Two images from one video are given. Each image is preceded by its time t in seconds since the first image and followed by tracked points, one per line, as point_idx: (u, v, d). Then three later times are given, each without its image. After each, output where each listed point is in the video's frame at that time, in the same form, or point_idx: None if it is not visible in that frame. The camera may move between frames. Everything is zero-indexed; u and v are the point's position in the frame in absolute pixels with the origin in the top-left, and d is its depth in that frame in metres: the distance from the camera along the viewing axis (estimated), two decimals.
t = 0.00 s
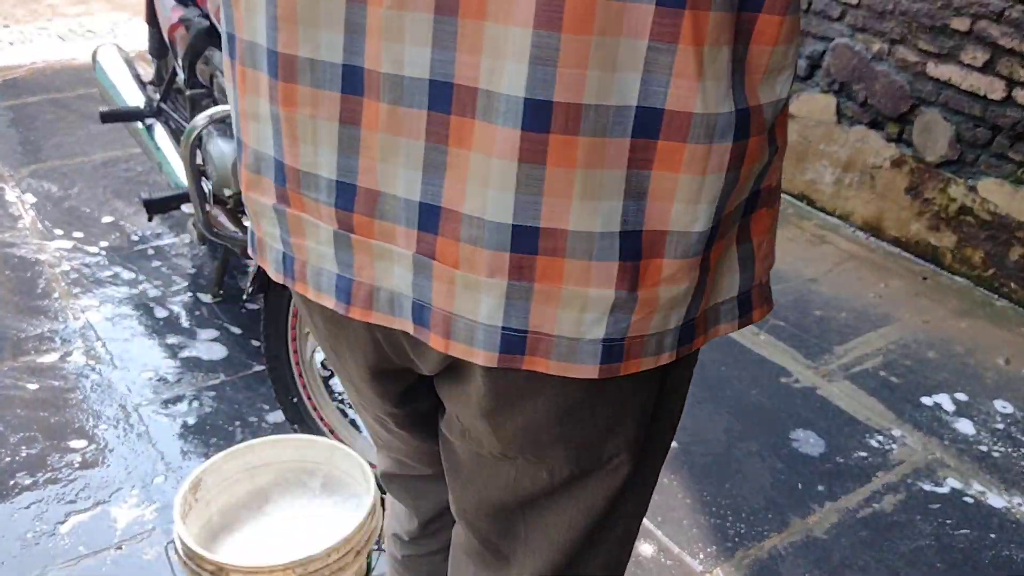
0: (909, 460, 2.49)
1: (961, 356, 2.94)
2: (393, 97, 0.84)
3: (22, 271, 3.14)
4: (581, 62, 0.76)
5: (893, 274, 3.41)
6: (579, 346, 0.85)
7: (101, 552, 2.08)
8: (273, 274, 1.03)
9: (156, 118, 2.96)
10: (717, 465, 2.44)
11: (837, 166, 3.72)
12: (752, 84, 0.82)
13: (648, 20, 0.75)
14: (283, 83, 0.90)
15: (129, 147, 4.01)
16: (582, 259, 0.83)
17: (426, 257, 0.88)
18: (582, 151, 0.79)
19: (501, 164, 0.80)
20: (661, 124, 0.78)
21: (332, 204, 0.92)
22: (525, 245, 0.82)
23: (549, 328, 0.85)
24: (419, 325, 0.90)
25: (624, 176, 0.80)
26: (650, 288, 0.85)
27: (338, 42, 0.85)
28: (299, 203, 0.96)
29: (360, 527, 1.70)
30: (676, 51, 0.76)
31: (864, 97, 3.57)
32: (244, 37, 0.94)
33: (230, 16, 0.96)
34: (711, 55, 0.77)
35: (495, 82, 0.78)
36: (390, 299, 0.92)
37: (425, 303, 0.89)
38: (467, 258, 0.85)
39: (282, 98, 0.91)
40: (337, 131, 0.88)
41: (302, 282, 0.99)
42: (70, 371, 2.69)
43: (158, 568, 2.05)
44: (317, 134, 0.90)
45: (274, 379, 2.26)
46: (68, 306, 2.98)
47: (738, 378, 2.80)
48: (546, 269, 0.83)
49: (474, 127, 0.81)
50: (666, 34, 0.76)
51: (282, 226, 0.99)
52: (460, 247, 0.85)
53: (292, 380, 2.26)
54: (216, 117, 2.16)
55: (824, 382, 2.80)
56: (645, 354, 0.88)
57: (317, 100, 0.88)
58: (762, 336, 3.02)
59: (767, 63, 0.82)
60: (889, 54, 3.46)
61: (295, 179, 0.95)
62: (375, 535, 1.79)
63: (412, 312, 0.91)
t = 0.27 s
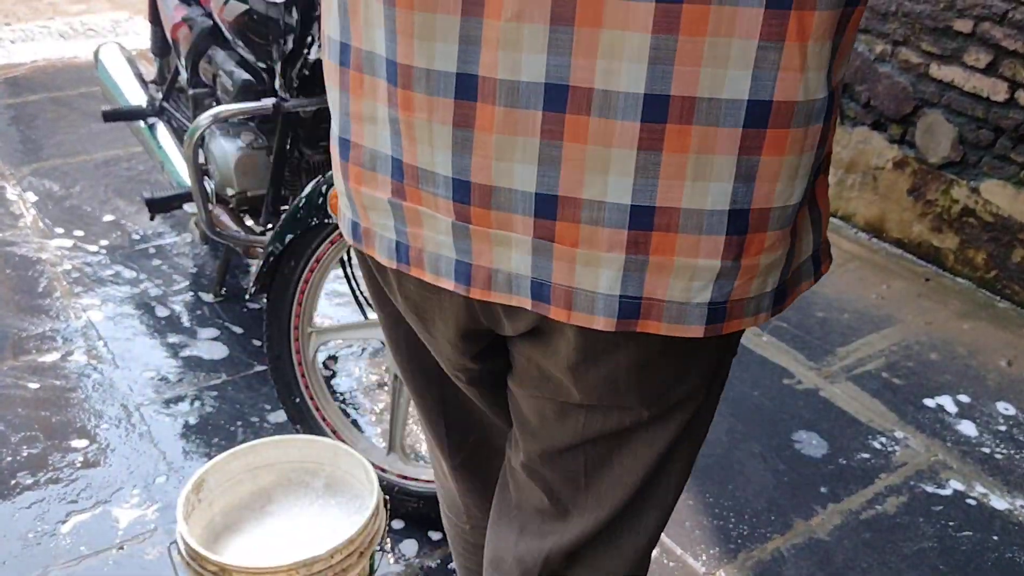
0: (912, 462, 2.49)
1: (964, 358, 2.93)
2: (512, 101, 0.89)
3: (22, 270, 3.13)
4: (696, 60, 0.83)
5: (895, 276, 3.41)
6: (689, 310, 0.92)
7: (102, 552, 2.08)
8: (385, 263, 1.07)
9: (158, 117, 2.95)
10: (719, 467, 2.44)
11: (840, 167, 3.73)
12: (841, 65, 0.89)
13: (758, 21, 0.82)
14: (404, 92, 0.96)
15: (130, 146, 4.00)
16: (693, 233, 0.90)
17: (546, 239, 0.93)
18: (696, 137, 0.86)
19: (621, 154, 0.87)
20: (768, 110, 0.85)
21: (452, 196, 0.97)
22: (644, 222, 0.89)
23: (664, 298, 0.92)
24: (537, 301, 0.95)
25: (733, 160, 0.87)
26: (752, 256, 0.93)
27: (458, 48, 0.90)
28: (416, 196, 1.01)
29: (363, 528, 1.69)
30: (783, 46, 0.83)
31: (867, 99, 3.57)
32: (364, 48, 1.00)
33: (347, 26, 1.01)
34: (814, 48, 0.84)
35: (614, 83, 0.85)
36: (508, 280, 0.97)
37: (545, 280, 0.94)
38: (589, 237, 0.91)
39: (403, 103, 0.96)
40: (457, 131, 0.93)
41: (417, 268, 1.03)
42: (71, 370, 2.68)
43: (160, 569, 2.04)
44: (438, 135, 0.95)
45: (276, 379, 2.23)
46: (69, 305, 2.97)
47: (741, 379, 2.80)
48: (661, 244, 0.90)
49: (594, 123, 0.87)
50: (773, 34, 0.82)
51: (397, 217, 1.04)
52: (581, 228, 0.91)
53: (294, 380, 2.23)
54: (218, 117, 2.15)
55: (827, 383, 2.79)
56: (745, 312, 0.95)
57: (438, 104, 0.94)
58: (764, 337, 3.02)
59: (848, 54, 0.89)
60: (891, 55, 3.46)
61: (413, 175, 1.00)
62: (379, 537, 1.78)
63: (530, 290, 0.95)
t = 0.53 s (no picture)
0: (913, 463, 2.49)
1: (965, 359, 2.93)
2: (527, 55, 1.01)
3: (22, 269, 3.13)
4: (687, 34, 0.93)
5: (896, 276, 3.40)
6: (666, 239, 1.02)
7: (102, 552, 2.07)
8: (384, 193, 1.17)
9: (159, 116, 2.95)
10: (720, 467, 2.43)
11: (841, 167, 3.73)
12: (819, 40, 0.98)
13: (742, 4, 0.92)
14: (422, 43, 1.05)
15: (131, 145, 3.99)
16: (675, 177, 1.01)
17: (548, 174, 1.05)
18: (684, 98, 0.97)
19: (618, 108, 0.99)
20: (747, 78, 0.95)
21: (462, 137, 1.08)
22: (633, 165, 1.01)
23: (647, 226, 1.02)
24: (537, 223, 1.07)
25: (713, 118, 0.97)
26: (724, 200, 1.02)
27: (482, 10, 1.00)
28: (425, 135, 1.11)
29: (364, 527, 1.69)
30: (762, 26, 0.93)
31: (868, 99, 3.57)
32: None
33: None
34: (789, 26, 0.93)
35: (617, 48, 0.96)
36: (509, 206, 1.09)
37: (546, 207, 1.06)
38: (586, 172, 1.03)
39: (421, 52, 1.05)
40: (474, 82, 1.04)
41: (417, 199, 1.14)
42: (71, 369, 2.68)
43: (160, 568, 2.04)
44: (454, 83, 1.05)
45: (277, 379, 2.24)
46: (70, 304, 2.96)
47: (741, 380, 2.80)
48: (647, 183, 1.01)
49: (598, 79, 0.98)
50: (755, 15, 0.92)
51: (403, 153, 1.14)
52: (580, 166, 1.03)
53: (295, 380, 2.24)
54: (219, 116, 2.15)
55: (828, 383, 2.79)
56: (716, 248, 1.03)
57: (457, 57, 1.04)
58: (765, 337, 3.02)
59: (833, 28, 1.00)
60: (893, 55, 3.45)
61: (425, 116, 1.09)
62: (380, 537, 1.77)
63: (532, 216, 1.07)
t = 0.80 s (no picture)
0: (907, 461, 2.52)
1: (958, 358, 2.96)
2: (568, 29, 1.05)
3: (24, 269, 3.15)
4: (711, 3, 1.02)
5: (891, 276, 3.44)
6: (689, 202, 1.09)
7: (103, 549, 2.09)
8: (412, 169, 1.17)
9: (161, 118, 2.98)
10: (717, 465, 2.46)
11: (836, 169, 3.76)
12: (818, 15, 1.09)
13: None
14: (468, 16, 1.07)
15: (132, 146, 4.02)
16: (698, 140, 1.08)
17: (583, 143, 1.10)
18: (705, 65, 1.05)
19: (651, 80, 1.05)
20: (762, 47, 1.05)
21: (501, 108, 1.11)
22: (661, 131, 1.07)
23: (672, 193, 1.09)
24: (568, 193, 1.12)
25: (727, 83, 1.06)
26: (738, 162, 1.10)
27: None
28: (461, 108, 1.13)
29: (364, 525, 1.71)
30: None
31: (863, 101, 3.60)
32: None
33: None
34: None
35: (651, 24, 1.02)
36: (540, 176, 1.13)
37: (578, 176, 1.11)
38: (619, 142, 1.08)
39: (465, 26, 1.08)
40: (517, 55, 1.08)
41: (452, 171, 1.15)
42: (74, 368, 2.70)
43: (163, 565, 2.06)
44: (497, 56, 1.08)
45: (278, 378, 2.27)
46: (72, 304, 2.99)
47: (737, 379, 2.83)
48: (673, 149, 1.08)
49: (634, 51, 1.04)
50: None
51: (434, 128, 1.15)
52: (613, 135, 1.08)
53: (295, 378, 2.27)
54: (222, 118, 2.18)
55: (823, 383, 2.82)
56: (726, 207, 1.12)
57: (501, 30, 1.07)
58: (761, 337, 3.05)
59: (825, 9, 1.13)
60: (887, 58, 3.48)
61: (462, 89, 1.11)
62: (379, 534, 1.79)
63: (564, 186, 1.12)
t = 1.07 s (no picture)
0: (905, 461, 2.52)
1: (957, 358, 2.96)
2: (678, 26, 1.08)
3: (23, 269, 3.15)
4: None
5: (889, 276, 3.44)
6: (779, 175, 1.19)
7: (103, 548, 2.09)
8: (521, 172, 1.16)
9: (161, 117, 2.99)
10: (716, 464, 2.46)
11: (835, 169, 3.77)
12: None
13: None
14: (581, 19, 1.07)
15: (131, 145, 4.02)
16: (787, 119, 1.17)
17: (690, 131, 1.14)
18: (795, 46, 1.12)
19: (754, 63, 1.11)
20: (842, 30, 1.13)
21: (614, 105, 1.12)
22: (758, 113, 1.15)
23: (765, 167, 1.18)
24: (674, 179, 1.16)
25: (814, 64, 1.14)
26: (818, 136, 1.21)
27: None
28: (573, 108, 1.13)
29: (363, 524, 1.72)
30: None
31: (862, 101, 3.61)
32: None
33: None
34: None
35: (756, 12, 1.07)
36: (648, 167, 1.15)
37: (683, 161, 1.15)
38: (724, 125, 1.14)
39: (578, 30, 1.08)
40: (628, 54, 1.09)
41: (561, 171, 1.15)
42: (74, 367, 2.70)
43: (162, 564, 2.06)
44: (610, 56, 1.09)
45: (277, 377, 2.28)
46: (72, 303, 2.99)
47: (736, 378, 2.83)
48: (766, 127, 1.16)
49: (740, 40, 1.09)
50: None
51: (544, 129, 1.14)
52: (717, 120, 1.14)
53: (295, 377, 2.28)
54: (224, 118, 2.18)
55: (822, 382, 2.82)
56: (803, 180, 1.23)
57: (614, 31, 1.08)
58: (760, 336, 3.05)
59: None
60: (886, 57, 3.49)
61: (573, 90, 1.12)
62: (378, 533, 1.80)
63: (669, 174, 1.16)
